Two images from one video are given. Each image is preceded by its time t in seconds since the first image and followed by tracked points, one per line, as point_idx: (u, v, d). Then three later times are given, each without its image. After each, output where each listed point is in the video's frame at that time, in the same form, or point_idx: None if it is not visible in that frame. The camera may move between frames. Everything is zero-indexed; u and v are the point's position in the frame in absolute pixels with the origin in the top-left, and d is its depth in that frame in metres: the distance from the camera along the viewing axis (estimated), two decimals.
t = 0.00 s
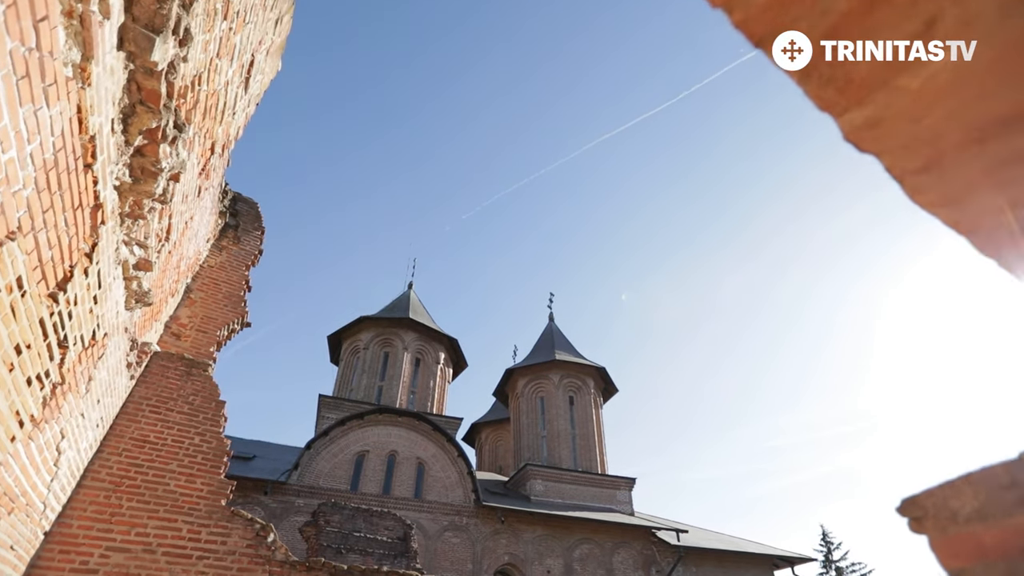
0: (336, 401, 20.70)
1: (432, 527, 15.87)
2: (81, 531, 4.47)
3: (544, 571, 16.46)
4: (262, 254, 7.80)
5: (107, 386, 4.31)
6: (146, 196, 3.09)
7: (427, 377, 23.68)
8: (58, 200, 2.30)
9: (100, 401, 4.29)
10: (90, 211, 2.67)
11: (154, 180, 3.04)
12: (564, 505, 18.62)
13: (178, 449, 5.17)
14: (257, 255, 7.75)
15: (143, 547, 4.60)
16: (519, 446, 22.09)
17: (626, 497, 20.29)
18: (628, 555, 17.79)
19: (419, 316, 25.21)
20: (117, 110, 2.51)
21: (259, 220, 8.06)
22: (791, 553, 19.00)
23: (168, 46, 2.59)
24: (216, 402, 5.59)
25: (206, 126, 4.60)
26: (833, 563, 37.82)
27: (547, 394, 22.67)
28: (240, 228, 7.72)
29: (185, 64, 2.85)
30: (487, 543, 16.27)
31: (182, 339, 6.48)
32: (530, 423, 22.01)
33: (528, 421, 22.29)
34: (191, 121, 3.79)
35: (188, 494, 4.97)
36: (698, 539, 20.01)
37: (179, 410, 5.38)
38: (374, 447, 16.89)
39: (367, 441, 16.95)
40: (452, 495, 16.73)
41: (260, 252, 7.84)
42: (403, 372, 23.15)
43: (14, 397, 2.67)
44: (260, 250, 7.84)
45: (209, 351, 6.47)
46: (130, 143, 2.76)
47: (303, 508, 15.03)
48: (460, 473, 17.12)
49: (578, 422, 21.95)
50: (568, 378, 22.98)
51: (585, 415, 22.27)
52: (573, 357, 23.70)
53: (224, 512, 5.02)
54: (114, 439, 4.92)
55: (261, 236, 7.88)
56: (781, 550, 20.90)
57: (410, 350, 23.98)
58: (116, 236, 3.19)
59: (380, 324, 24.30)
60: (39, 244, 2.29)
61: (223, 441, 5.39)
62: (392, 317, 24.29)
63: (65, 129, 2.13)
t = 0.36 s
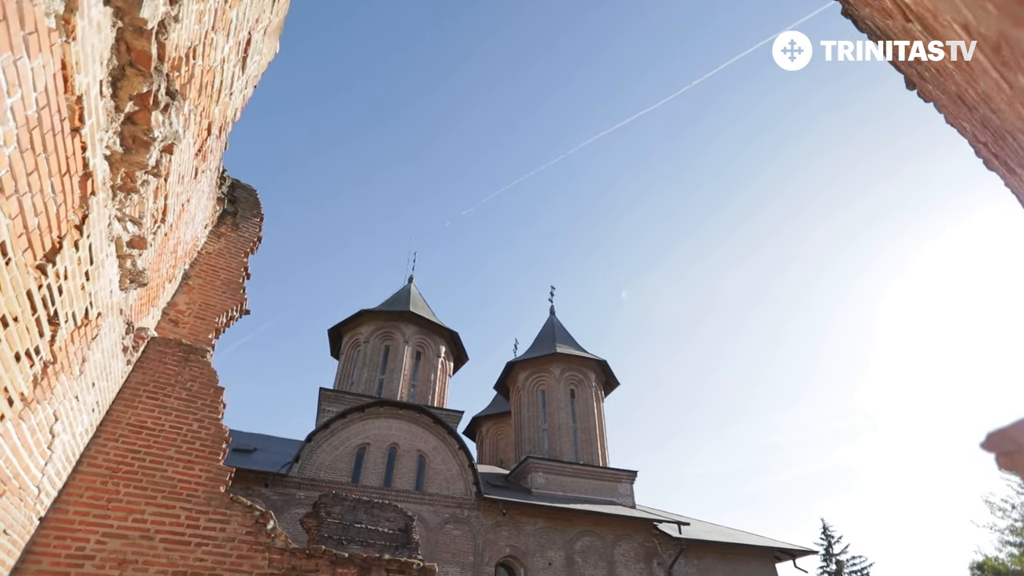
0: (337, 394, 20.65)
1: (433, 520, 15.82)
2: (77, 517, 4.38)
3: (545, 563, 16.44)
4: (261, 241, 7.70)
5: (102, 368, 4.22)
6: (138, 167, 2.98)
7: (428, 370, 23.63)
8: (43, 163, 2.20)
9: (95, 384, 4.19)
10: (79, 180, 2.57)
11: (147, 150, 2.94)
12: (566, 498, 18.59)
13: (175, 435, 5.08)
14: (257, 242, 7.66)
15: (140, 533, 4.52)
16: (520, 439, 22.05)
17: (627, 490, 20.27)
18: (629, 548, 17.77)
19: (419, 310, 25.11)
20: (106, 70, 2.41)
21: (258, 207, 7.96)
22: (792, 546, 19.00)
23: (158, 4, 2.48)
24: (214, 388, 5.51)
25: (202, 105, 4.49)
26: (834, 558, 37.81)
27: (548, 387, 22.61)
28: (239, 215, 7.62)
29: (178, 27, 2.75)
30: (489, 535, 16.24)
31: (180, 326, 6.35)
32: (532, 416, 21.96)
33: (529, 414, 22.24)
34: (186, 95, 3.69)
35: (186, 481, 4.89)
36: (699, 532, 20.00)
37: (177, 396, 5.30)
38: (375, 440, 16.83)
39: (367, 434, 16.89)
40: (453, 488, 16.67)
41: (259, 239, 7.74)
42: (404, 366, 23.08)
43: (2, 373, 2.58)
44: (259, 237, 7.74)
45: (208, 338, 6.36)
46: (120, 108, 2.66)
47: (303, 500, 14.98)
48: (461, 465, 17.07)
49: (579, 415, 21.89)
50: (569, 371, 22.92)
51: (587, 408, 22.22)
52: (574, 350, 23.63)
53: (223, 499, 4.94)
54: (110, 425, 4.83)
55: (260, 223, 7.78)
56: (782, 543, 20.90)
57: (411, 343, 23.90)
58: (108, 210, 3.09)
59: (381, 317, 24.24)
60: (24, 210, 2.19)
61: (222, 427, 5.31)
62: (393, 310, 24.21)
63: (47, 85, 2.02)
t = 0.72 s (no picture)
0: (337, 378, 20.66)
1: (435, 502, 15.89)
2: (75, 492, 4.32)
3: (546, 544, 16.55)
4: (259, 219, 7.59)
5: (97, 341, 4.13)
6: (127, 125, 2.86)
7: (428, 355, 23.63)
8: (24, 112, 2.08)
9: (90, 357, 4.10)
10: (64, 135, 2.45)
11: (135, 106, 2.82)
12: (566, 480, 18.68)
13: (174, 410, 5.02)
14: (254, 219, 7.55)
15: (139, 508, 4.47)
16: (521, 423, 22.11)
17: (628, 472, 20.37)
18: (630, 529, 17.90)
19: (420, 294, 25.02)
20: (89, 16, 2.29)
21: (256, 184, 7.83)
22: (790, 527, 19.18)
23: None
24: (213, 364, 5.45)
25: (196, 70, 4.35)
26: (830, 542, 38.17)
27: (549, 371, 22.62)
28: (236, 191, 7.51)
29: None
30: (490, 517, 16.33)
31: (178, 302, 6.26)
32: (532, 400, 22.01)
33: (530, 397, 22.28)
34: (178, 57, 3.56)
35: (186, 456, 4.83)
36: (699, 514, 20.16)
37: (175, 372, 5.22)
38: (376, 423, 16.86)
39: (369, 417, 16.91)
40: (455, 470, 16.72)
41: (256, 216, 7.63)
42: (404, 350, 23.06)
43: None
44: (257, 214, 7.63)
45: (206, 315, 6.28)
46: (106, 59, 2.54)
47: (305, 482, 15.04)
48: (463, 448, 17.10)
49: (580, 399, 21.94)
50: (570, 355, 22.91)
51: (587, 392, 22.24)
52: (575, 334, 23.59)
53: (223, 475, 4.90)
54: (107, 400, 4.76)
55: (258, 201, 7.66)
56: (781, 525, 21.08)
57: (411, 328, 23.85)
58: (97, 171, 2.98)
59: (382, 302, 24.18)
60: (6, 160, 2.08)
61: (221, 404, 5.26)
62: (393, 295, 24.13)
63: (23, 22, 1.88)
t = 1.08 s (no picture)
0: (338, 352, 20.71)
1: (436, 473, 16.04)
2: (71, 453, 4.27)
3: (546, 514, 16.80)
4: (254, 184, 7.43)
5: (89, 301, 4.02)
6: (107, 63, 2.72)
7: (429, 329, 23.64)
8: None
9: (82, 317, 4.01)
10: (38, 68, 2.31)
11: (115, 43, 2.67)
12: (566, 452, 18.86)
13: (170, 373, 4.97)
14: (250, 185, 7.39)
15: (138, 469, 4.45)
16: (521, 396, 22.23)
17: (627, 445, 20.58)
18: (628, 500, 18.16)
19: (420, 269, 24.88)
20: None
21: (250, 148, 7.64)
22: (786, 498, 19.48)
23: None
24: (209, 328, 5.38)
25: (182, 19, 4.15)
26: (824, 511, 38.97)
27: (549, 344, 22.65)
28: (230, 156, 7.32)
29: None
30: (491, 487, 16.53)
31: (172, 268, 6.12)
32: (533, 374, 22.09)
33: (530, 371, 22.37)
34: (162, 0, 3.39)
35: (183, 419, 4.81)
36: (696, 485, 20.45)
37: (171, 335, 5.16)
38: (377, 395, 16.94)
39: (369, 390, 16.98)
40: (456, 442, 16.85)
41: (252, 182, 7.46)
42: (405, 325, 23.04)
43: None
44: (253, 180, 7.47)
45: (202, 280, 6.17)
46: None
47: (307, 454, 15.16)
48: (463, 421, 17.22)
49: (580, 372, 22.06)
50: (570, 329, 22.92)
51: (587, 366, 22.33)
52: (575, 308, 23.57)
53: (221, 438, 4.88)
54: (102, 363, 4.68)
55: (253, 166, 7.49)
56: (777, 496, 21.42)
57: (412, 303, 23.79)
58: (78, 114, 2.84)
59: (382, 276, 24.07)
60: None
61: (218, 367, 5.21)
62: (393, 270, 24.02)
63: None
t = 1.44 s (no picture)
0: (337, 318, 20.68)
1: (436, 435, 16.22)
2: (63, 404, 4.19)
3: (545, 476, 17.08)
4: (245, 138, 7.18)
5: (72, 249, 3.87)
6: None
7: (428, 295, 23.58)
8: None
9: (65, 266, 3.86)
10: None
11: None
12: (564, 416, 19.08)
13: (162, 327, 4.87)
14: (240, 139, 7.13)
15: (132, 422, 4.40)
16: (520, 362, 22.33)
17: (625, 409, 20.84)
18: (625, 463, 18.49)
19: (418, 235, 24.62)
20: None
21: (240, 101, 7.34)
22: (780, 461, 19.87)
23: None
24: (200, 282, 5.26)
25: None
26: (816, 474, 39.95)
27: (548, 311, 22.63)
28: (219, 108, 7.05)
29: None
30: (490, 450, 16.75)
31: (162, 222, 5.91)
32: (532, 339, 22.14)
33: (529, 337, 22.41)
34: None
35: (177, 373, 4.74)
36: (692, 449, 20.83)
37: (161, 289, 5.03)
38: (377, 360, 17.01)
39: (369, 354, 17.03)
40: (455, 406, 17.01)
41: (242, 136, 7.20)
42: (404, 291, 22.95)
43: None
44: (243, 134, 7.21)
45: (192, 236, 5.99)
46: None
47: (308, 417, 15.29)
48: (462, 385, 17.34)
49: (579, 338, 22.14)
50: (570, 296, 22.88)
51: (586, 332, 22.40)
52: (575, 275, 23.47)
53: (216, 392, 4.85)
54: (91, 315, 4.56)
55: (243, 119, 7.21)
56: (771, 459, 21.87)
57: (411, 269, 23.63)
58: (43, 40, 2.64)
59: (380, 242, 23.83)
60: None
61: (211, 322, 5.13)
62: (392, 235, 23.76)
63: None
